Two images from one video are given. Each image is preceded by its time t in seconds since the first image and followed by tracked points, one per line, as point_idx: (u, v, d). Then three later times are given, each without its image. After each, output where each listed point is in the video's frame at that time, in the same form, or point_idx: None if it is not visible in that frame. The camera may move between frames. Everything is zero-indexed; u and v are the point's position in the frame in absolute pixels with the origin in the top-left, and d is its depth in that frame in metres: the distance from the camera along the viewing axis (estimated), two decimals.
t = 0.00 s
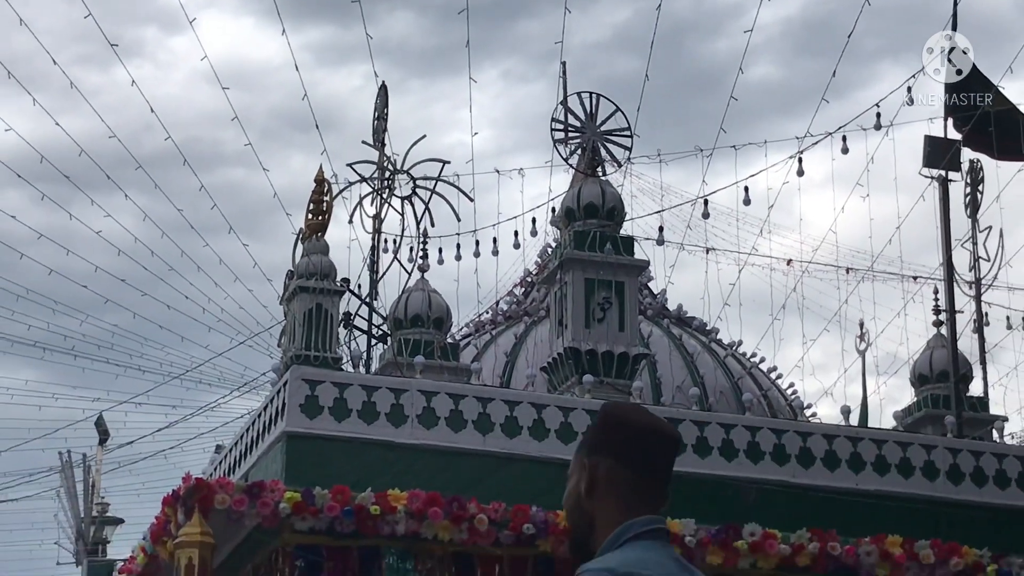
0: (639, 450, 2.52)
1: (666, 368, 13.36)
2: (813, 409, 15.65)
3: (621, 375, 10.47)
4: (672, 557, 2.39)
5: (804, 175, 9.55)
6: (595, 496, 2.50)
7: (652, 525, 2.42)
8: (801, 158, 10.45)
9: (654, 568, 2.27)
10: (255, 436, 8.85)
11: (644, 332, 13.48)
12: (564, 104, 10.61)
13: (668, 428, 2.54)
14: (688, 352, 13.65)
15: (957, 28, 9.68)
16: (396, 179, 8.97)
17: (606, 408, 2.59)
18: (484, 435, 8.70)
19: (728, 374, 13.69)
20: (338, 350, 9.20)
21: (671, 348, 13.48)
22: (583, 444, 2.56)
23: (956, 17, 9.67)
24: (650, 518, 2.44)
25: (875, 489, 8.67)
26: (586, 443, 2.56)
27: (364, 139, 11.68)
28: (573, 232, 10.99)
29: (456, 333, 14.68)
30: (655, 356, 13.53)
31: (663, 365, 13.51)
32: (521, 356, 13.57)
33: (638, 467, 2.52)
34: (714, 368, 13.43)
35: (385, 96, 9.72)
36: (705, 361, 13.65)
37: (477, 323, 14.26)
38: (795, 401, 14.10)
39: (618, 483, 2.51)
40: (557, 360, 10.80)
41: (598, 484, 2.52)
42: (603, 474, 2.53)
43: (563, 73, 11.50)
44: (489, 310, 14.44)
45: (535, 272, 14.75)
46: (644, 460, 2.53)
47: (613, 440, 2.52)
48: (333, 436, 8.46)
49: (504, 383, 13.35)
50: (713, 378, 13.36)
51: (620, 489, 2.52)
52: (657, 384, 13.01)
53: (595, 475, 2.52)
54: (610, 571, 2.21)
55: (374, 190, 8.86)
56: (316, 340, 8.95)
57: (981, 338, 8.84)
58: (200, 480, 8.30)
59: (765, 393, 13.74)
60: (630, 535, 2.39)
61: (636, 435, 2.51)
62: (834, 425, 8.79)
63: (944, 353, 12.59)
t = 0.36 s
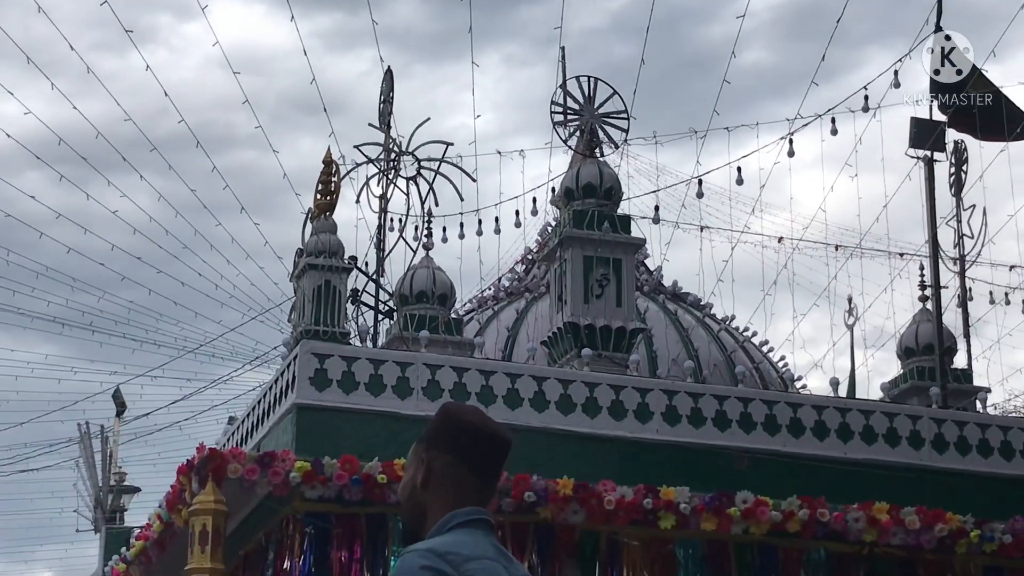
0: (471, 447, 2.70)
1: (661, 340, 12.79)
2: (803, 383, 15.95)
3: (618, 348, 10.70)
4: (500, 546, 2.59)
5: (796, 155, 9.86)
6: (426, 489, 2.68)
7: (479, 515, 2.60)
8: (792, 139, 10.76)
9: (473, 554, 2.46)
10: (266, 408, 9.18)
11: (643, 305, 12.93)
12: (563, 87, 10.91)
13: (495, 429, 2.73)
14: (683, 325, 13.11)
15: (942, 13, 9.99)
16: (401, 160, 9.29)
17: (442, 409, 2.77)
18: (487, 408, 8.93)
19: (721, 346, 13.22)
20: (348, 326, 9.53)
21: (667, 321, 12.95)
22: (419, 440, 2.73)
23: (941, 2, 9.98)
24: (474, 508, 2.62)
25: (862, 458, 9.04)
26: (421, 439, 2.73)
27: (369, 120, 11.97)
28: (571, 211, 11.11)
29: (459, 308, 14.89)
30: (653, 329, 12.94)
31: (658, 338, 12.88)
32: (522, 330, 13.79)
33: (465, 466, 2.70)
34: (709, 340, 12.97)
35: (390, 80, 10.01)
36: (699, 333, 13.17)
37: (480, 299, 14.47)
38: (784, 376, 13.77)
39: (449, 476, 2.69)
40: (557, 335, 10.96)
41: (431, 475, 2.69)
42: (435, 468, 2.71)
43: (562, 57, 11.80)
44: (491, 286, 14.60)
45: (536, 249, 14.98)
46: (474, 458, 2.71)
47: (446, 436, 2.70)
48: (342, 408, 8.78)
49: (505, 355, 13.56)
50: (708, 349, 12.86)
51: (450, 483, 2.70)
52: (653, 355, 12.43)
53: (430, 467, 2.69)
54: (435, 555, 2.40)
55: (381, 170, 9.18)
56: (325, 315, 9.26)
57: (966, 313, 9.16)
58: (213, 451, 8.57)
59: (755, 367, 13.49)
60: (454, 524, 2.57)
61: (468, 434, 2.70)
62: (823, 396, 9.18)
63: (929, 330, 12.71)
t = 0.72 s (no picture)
0: (335, 430, 3.03)
1: (657, 317, 12.70)
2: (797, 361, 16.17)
3: (617, 325, 10.75)
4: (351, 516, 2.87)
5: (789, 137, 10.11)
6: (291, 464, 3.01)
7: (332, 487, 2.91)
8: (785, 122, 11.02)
9: (319, 525, 2.72)
10: (276, 384, 9.44)
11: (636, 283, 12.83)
12: (562, 72, 11.16)
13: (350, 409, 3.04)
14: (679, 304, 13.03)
15: None
16: (405, 143, 9.57)
17: (313, 394, 3.10)
18: (489, 383, 9.20)
19: (717, 322, 13.14)
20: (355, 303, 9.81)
21: (663, 299, 12.86)
22: (290, 421, 3.07)
23: None
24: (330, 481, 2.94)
25: (852, 431, 9.32)
26: (292, 421, 3.07)
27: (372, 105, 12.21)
28: (570, 192, 11.22)
29: (462, 287, 15.10)
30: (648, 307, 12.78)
31: (654, 317, 12.77)
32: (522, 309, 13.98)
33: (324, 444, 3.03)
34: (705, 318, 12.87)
35: (394, 65, 10.25)
36: (694, 310, 13.09)
37: (481, 278, 14.67)
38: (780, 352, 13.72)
39: (312, 453, 3.01)
40: (557, 313, 10.96)
41: (297, 452, 3.02)
42: (302, 445, 3.04)
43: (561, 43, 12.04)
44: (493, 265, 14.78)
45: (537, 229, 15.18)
46: (336, 440, 3.04)
47: (306, 418, 3.04)
48: (348, 383, 8.96)
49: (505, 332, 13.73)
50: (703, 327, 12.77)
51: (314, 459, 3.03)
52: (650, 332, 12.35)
53: (296, 445, 3.02)
54: (281, 524, 2.67)
55: (386, 153, 9.44)
56: (332, 294, 9.54)
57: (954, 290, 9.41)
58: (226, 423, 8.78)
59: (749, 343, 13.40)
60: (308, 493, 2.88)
61: (332, 417, 3.03)
62: (815, 371, 9.45)
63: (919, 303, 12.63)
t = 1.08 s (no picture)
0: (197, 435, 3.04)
1: (652, 293, 13.00)
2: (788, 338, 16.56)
3: (613, 301, 11.11)
4: (211, 519, 2.91)
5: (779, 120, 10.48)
6: (154, 470, 3.00)
7: (199, 493, 2.95)
8: (774, 106, 11.39)
9: (168, 533, 2.74)
10: (287, 359, 9.83)
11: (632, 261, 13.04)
12: (561, 58, 11.52)
13: (218, 417, 3.05)
14: (673, 280, 13.32)
15: None
16: (410, 128, 9.94)
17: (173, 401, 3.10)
18: (491, 357, 9.59)
19: (709, 299, 13.41)
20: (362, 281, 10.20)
21: (658, 277, 13.16)
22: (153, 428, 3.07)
23: None
24: (196, 488, 2.97)
25: (839, 402, 9.71)
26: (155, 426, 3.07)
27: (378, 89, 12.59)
28: (569, 173, 11.58)
29: (465, 264, 15.46)
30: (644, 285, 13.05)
31: (649, 294, 13.04)
32: (523, 286, 14.34)
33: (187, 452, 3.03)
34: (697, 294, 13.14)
35: (398, 51, 10.61)
36: (687, 287, 13.39)
37: (483, 256, 15.04)
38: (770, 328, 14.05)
39: (176, 460, 3.02)
40: (556, 290, 11.33)
41: (161, 458, 3.02)
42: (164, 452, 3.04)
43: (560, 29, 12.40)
44: (494, 244, 15.14)
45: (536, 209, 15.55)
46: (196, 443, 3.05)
47: (175, 425, 3.06)
48: (356, 358, 9.34)
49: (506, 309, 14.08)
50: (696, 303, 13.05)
51: (178, 465, 3.06)
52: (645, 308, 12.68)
53: (159, 452, 3.02)
54: (133, 535, 2.69)
55: (391, 137, 9.81)
56: (340, 272, 9.93)
57: (938, 267, 9.79)
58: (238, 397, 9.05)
59: (741, 318, 13.60)
60: (169, 499, 2.92)
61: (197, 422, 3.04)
62: (804, 345, 9.83)
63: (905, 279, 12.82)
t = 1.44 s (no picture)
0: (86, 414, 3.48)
1: (648, 269, 13.26)
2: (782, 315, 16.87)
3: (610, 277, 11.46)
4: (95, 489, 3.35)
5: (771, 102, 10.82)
6: (45, 442, 3.45)
7: (82, 467, 3.42)
8: (767, 88, 11.74)
9: (54, 501, 3.18)
10: (295, 332, 10.18)
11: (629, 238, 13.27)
12: (560, 41, 11.85)
13: (111, 398, 3.52)
14: (669, 257, 13.58)
15: None
16: (413, 109, 10.28)
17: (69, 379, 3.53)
18: (492, 331, 9.94)
19: (703, 275, 13.66)
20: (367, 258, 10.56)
21: (654, 253, 13.43)
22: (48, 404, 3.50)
23: None
24: (80, 462, 3.43)
25: (827, 373, 10.09)
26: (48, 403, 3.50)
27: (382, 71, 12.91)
28: (567, 153, 11.76)
29: (467, 243, 15.76)
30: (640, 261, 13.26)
31: (645, 269, 13.28)
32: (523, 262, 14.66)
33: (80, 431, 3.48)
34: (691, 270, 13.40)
35: (402, 35, 10.95)
36: (682, 264, 13.64)
37: (485, 234, 15.35)
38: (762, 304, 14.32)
39: (64, 434, 3.46)
40: (554, 267, 11.67)
41: (53, 432, 3.47)
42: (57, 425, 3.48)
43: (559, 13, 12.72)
44: (496, 222, 15.46)
45: (536, 188, 15.86)
46: (85, 420, 3.49)
47: (68, 403, 3.49)
48: (362, 332, 9.69)
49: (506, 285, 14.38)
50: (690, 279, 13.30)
51: (67, 438, 3.49)
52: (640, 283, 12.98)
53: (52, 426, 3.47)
54: (24, 504, 3.12)
55: (396, 118, 10.15)
56: (346, 249, 10.29)
57: (924, 244, 10.14)
58: (249, 369, 9.34)
59: (733, 294, 13.84)
60: (56, 473, 3.38)
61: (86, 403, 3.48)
62: (794, 320, 10.18)
63: (892, 255, 13.00)
